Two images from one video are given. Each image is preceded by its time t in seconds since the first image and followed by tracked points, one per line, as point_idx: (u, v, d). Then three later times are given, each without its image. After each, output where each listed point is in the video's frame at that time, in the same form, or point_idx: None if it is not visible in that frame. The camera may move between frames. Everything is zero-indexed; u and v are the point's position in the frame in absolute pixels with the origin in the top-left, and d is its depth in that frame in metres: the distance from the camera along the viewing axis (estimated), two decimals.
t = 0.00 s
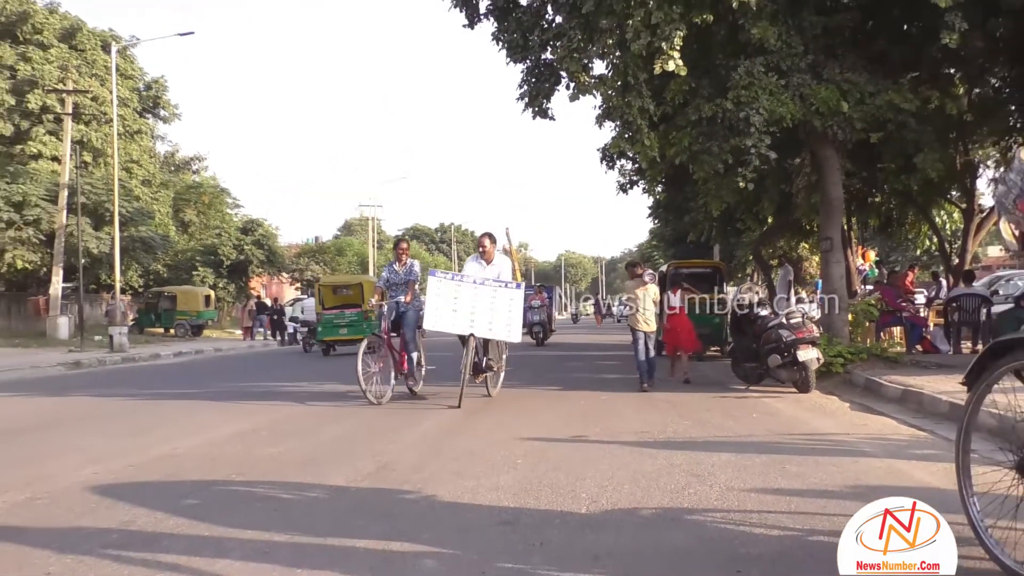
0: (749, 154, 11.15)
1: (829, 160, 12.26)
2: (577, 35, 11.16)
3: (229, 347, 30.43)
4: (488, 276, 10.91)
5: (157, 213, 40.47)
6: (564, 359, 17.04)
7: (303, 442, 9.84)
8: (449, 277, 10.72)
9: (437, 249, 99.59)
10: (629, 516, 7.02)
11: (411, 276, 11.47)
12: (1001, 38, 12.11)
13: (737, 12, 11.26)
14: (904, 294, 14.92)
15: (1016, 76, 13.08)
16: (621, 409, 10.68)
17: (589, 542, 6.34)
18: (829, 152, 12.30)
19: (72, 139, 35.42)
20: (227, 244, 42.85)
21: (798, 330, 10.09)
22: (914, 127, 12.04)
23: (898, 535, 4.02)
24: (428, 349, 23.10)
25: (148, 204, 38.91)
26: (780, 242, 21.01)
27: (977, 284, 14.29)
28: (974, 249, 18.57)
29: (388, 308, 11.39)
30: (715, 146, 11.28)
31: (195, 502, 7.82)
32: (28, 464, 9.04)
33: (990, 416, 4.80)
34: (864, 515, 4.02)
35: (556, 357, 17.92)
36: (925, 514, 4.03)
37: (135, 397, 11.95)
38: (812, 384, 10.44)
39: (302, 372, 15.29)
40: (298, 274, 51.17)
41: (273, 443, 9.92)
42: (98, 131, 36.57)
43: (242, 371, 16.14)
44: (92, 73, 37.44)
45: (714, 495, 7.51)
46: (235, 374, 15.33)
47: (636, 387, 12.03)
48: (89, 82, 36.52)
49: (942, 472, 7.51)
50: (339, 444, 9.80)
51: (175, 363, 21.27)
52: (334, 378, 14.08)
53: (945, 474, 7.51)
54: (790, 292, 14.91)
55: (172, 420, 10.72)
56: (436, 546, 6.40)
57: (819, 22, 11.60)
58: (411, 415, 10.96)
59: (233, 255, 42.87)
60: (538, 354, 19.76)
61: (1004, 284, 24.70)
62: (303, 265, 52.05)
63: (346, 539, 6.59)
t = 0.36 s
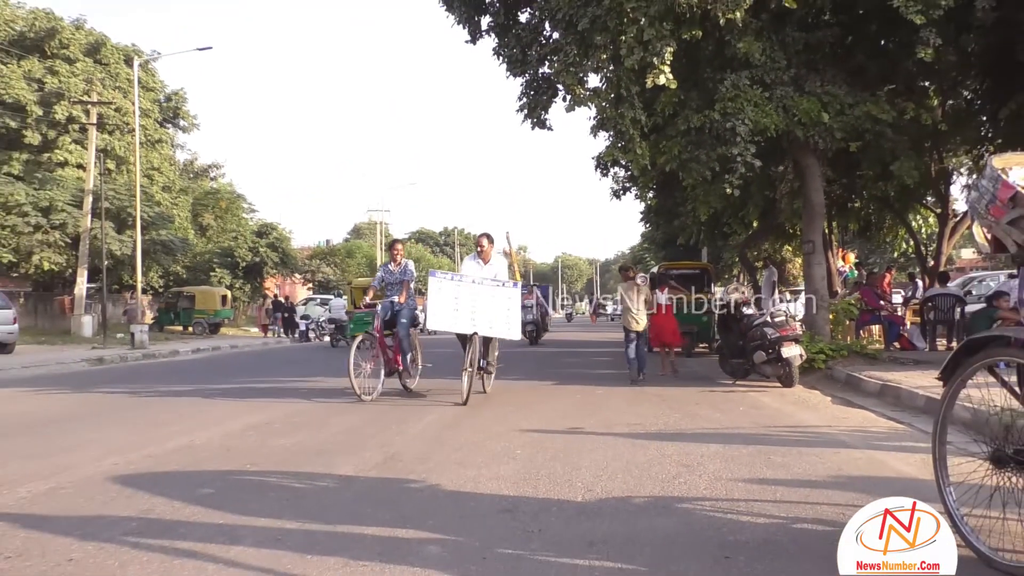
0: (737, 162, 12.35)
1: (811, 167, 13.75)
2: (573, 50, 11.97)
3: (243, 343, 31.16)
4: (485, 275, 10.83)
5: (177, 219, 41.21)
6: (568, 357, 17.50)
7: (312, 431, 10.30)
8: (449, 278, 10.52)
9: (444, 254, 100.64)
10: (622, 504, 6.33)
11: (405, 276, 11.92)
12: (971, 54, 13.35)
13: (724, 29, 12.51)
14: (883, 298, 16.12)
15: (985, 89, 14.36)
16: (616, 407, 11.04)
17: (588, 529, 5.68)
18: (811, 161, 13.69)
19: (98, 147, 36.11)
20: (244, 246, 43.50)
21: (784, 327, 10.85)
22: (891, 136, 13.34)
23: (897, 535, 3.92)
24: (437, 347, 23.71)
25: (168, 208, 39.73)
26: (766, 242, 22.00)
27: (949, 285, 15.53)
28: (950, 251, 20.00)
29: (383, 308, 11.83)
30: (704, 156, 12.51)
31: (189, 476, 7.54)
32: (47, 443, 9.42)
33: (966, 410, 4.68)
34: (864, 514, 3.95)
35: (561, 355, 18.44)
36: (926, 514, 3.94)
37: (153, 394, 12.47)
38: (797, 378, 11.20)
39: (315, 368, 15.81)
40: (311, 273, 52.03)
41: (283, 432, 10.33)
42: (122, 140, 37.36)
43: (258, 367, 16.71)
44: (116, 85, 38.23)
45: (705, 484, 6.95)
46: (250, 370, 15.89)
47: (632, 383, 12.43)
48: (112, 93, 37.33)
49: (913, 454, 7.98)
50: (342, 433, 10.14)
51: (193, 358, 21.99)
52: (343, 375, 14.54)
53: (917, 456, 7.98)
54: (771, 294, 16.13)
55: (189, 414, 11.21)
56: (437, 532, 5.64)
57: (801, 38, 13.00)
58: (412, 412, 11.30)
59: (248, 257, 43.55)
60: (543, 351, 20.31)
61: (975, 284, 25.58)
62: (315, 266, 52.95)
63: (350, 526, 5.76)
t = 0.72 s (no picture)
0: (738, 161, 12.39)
1: (812, 166, 13.77)
2: (573, 50, 11.97)
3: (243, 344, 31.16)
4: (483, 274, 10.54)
5: (178, 219, 41.26)
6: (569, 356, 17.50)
7: (313, 429, 10.30)
8: (444, 278, 10.25)
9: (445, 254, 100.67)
10: (622, 504, 6.31)
11: (395, 275, 11.71)
12: (972, 53, 13.36)
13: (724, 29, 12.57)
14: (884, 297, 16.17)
15: (985, 89, 14.39)
16: (616, 407, 11.01)
17: (587, 529, 5.65)
18: (811, 160, 13.77)
19: (98, 147, 36.17)
20: (245, 246, 43.50)
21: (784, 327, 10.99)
22: (891, 136, 13.39)
23: (897, 535, 3.92)
24: (438, 347, 23.71)
25: (169, 208, 39.81)
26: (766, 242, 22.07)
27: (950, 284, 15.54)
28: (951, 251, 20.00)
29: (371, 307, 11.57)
30: (704, 155, 12.53)
31: (188, 476, 7.53)
32: (47, 444, 9.40)
33: (966, 410, 4.66)
34: (865, 514, 3.94)
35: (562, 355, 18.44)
36: (926, 514, 3.94)
37: (154, 394, 12.47)
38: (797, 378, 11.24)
39: (316, 368, 15.81)
40: (311, 273, 52.05)
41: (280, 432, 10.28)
42: (123, 139, 37.42)
43: (259, 367, 16.72)
44: (116, 85, 38.21)
45: (705, 484, 6.93)
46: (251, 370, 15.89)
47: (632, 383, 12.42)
48: (113, 93, 37.32)
49: (914, 453, 7.98)
50: (342, 432, 10.10)
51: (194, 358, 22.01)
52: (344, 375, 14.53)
53: (918, 456, 7.97)
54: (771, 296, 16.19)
55: (190, 414, 11.22)
56: (438, 531, 5.62)
57: (802, 38, 13.03)
58: (413, 412, 11.28)
59: (249, 257, 43.56)
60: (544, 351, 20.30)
61: (975, 283, 25.57)
62: (315, 266, 52.96)
63: (352, 526, 5.74)
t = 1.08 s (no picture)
0: (738, 161, 12.42)
1: (813, 166, 13.80)
2: (573, 50, 11.99)
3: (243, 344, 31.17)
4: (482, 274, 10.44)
5: (179, 219, 41.31)
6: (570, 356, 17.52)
7: (314, 429, 10.30)
8: (440, 278, 10.21)
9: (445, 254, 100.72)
10: (622, 504, 6.32)
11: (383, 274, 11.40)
12: (972, 53, 13.36)
13: (725, 29, 12.60)
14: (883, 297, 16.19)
15: (985, 89, 14.43)
16: (616, 407, 11.02)
17: (588, 529, 5.66)
18: (811, 160, 13.79)
19: (99, 147, 36.22)
20: (245, 246, 43.53)
21: (784, 327, 11.06)
22: (891, 136, 13.40)
23: (897, 535, 3.92)
24: (439, 348, 23.72)
25: (169, 208, 39.81)
26: (766, 241, 22.10)
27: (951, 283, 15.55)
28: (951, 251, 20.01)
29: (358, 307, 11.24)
30: (705, 155, 12.56)
31: (188, 476, 7.54)
32: (46, 444, 9.40)
33: (967, 410, 4.66)
34: (864, 514, 3.94)
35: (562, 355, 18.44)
36: (926, 514, 3.94)
37: (155, 395, 12.48)
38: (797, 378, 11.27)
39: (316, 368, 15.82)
40: (312, 273, 52.05)
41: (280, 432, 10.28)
42: (124, 140, 37.45)
43: (258, 367, 16.73)
44: (117, 85, 38.23)
45: (706, 484, 6.93)
46: (251, 370, 15.90)
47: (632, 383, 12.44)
48: (114, 93, 37.33)
49: (914, 453, 7.98)
50: (342, 432, 10.10)
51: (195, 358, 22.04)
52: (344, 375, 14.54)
53: (918, 455, 7.97)
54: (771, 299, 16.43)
55: (190, 414, 11.22)
56: (439, 531, 5.63)
57: (802, 37, 13.03)
58: (414, 412, 11.30)
59: (249, 257, 43.60)
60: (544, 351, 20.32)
61: (976, 284, 25.57)
62: (316, 266, 52.95)
63: (353, 526, 5.74)
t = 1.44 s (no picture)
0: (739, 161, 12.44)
1: (813, 166, 13.81)
2: (573, 51, 12.00)
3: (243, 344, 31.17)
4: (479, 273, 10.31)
5: (179, 218, 41.30)
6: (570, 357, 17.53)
7: (313, 429, 10.29)
8: (438, 277, 9.94)
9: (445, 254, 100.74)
10: (622, 504, 6.32)
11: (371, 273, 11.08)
12: (972, 53, 13.47)
13: (725, 29, 12.60)
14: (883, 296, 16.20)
15: (986, 89, 14.45)
16: (616, 407, 11.02)
17: (588, 529, 5.65)
18: (811, 160, 13.80)
19: (100, 147, 36.26)
20: (245, 246, 43.53)
21: (784, 327, 11.06)
22: (891, 136, 13.40)
23: (897, 535, 3.92)
24: (439, 348, 23.75)
25: (169, 208, 39.80)
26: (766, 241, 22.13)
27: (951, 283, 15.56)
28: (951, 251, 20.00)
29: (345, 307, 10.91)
30: (705, 155, 12.57)
31: (189, 476, 7.54)
32: (46, 443, 9.40)
33: (967, 410, 4.66)
34: (865, 514, 3.94)
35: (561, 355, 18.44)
36: (926, 514, 3.93)
37: (155, 394, 12.49)
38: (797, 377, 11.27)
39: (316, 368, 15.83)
40: (312, 273, 52.04)
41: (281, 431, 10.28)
42: (124, 140, 37.46)
43: (258, 366, 16.75)
44: (117, 85, 38.25)
45: (706, 484, 6.93)
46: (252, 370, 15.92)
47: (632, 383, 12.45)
48: (115, 94, 37.34)
49: (914, 454, 7.98)
50: (342, 432, 10.10)
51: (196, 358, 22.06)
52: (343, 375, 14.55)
53: (919, 455, 7.97)
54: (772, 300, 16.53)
55: (191, 414, 11.24)
56: (439, 531, 5.62)
57: (803, 37, 13.03)
58: (414, 411, 11.30)
59: (249, 257, 43.62)
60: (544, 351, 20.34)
61: (976, 284, 25.56)
62: (316, 267, 52.94)
63: (353, 526, 5.74)
